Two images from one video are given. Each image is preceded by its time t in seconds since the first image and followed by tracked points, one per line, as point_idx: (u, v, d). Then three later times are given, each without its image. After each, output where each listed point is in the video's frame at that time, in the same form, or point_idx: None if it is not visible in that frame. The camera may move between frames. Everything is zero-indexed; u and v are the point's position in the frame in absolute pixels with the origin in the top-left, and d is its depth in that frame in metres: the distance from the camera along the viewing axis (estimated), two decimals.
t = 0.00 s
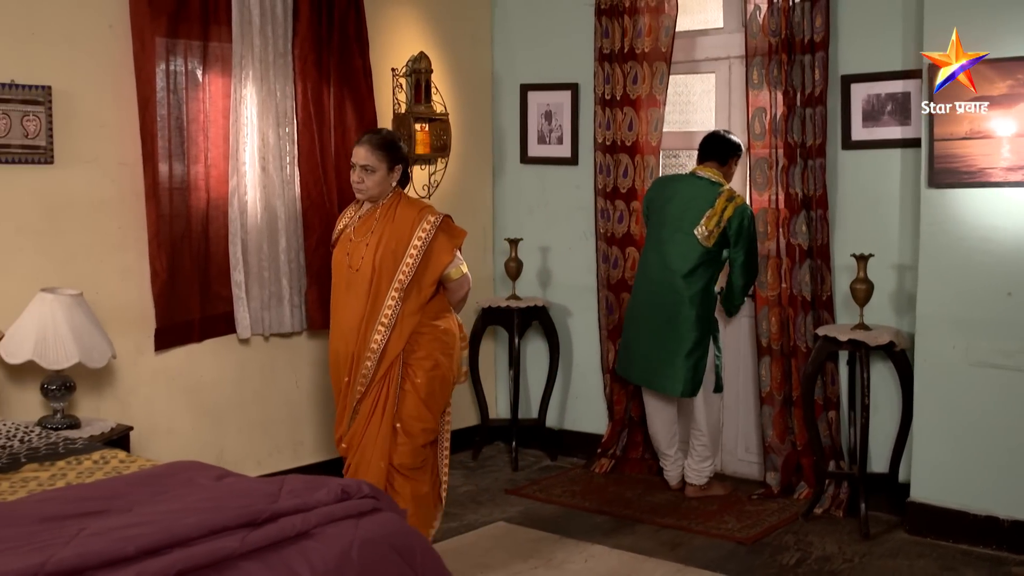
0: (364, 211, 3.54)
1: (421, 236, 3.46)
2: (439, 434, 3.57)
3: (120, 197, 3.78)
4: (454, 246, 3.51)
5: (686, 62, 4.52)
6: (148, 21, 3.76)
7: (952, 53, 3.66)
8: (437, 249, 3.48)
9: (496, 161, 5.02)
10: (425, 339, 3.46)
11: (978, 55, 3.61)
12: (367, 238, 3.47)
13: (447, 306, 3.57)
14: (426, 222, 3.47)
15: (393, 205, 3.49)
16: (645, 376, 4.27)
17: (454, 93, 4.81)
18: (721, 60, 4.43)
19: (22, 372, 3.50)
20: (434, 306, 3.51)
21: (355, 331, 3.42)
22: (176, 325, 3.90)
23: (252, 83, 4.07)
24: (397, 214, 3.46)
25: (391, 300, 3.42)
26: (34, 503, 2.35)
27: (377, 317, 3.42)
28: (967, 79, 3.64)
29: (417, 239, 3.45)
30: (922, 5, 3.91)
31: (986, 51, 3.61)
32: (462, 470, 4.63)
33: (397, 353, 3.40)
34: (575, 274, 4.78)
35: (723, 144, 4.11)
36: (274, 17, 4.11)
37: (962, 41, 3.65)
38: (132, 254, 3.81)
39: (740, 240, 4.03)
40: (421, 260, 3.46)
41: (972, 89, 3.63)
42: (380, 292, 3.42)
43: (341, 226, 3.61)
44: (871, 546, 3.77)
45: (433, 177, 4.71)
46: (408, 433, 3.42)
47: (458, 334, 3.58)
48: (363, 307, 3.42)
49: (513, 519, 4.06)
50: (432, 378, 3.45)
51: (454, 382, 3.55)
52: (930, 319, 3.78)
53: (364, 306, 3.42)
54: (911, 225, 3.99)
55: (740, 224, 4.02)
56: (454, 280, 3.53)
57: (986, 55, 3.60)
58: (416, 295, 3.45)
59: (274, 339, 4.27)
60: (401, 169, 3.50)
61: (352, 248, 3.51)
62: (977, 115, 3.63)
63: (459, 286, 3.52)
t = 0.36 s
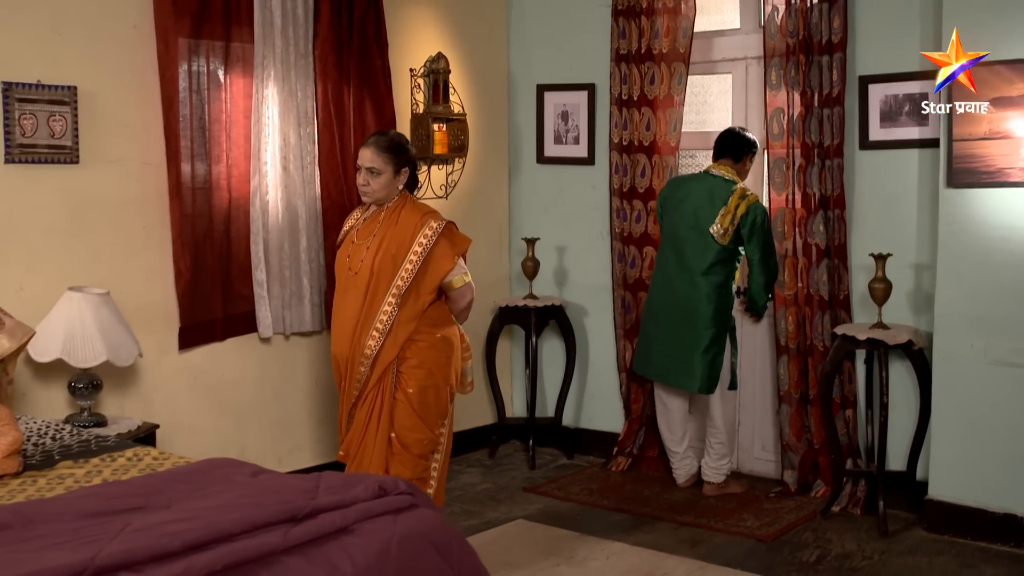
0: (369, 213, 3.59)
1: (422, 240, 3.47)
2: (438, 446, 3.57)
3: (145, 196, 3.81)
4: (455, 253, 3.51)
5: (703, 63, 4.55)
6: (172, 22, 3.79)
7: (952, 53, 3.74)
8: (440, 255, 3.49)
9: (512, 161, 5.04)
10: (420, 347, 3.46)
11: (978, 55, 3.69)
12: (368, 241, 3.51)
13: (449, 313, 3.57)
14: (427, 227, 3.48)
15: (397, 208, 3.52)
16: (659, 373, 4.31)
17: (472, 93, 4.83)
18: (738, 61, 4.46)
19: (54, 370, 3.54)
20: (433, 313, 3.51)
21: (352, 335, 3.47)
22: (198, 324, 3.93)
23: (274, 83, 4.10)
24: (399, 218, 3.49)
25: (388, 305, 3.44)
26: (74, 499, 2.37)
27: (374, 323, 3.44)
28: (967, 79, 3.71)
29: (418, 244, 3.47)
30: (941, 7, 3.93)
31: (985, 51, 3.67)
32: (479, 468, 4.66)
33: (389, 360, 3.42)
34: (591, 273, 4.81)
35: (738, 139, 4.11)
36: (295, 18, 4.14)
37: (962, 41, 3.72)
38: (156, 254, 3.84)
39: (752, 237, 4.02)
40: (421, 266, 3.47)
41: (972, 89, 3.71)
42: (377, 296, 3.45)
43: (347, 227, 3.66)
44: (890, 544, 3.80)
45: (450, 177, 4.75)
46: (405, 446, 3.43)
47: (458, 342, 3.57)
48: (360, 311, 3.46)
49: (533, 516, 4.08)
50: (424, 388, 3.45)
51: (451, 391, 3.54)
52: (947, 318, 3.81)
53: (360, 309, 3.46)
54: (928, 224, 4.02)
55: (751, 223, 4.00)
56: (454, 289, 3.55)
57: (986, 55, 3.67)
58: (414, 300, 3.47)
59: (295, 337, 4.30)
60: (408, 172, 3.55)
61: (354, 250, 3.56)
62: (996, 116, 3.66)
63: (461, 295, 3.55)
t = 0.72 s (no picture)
0: (377, 212, 3.64)
1: (428, 241, 3.50)
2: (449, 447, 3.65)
3: (169, 196, 3.83)
4: (462, 255, 3.54)
5: (720, 63, 4.57)
6: (196, 23, 3.81)
7: (953, 54, 3.85)
8: (446, 255, 3.53)
9: (528, 161, 5.07)
10: (426, 350, 3.52)
11: (978, 55, 3.76)
12: (374, 241, 3.56)
13: (456, 314, 3.61)
14: (435, 228, 3.51)
15: (405, 207, 3.56)
16: (671, 367, 4.35)
17: (489, 94, 4.86)
18: (754, 61, 4.49)
19: (73, 373, 3.54)
20: (441, 315, 3.55)
21: (357, 335, 3.51)
22: (221, 322, 3.97)
23: (295, 84, 4.12)
24: (406, 218, 3.53)
25: (393, 307, 3.48)
26: (113, 496, 2.39)
27: (379, 323, 3.49)
28: (967, 78, 3.78)
29: (425, 244, 3.50)
30: (959, 8, 3.96)
31: (985, 51, 3.74)
32: (496, 466, 4.69)
33: (394, 362, 3.48)
34: (607, 273, 4.84)
35: (749, 136, 4.14)
36: (316, 19, 4.16)
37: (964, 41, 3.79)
38: (179, 253, 3.87)
39: (756, 234, 4.03)
40: (427, 267, 3.51)
41: (971, 88, 3.77)
42: (382, 297, 3.49)
43: (354, 226, 3.71)
44: (909, 541, 3.83)
45: (467, 177, 4.78)
46: (414, 449, 3.51)
47: (465, 344, 3.62)
48: (365, 312, 3.51)
49: (552, 514, 4.11)
50: (430, 392, 3.51)
51: (458, 394, 3.60)
52: (965, 317, 3.84)
53: (365, 310, 3.51)
54: (946, 223, 4.05)
55: (755, 220, 4.02)
56: (463, 289, 3.58)
57: (985, 55, 3.74)
58: (420, 302, 3.51)
59: (315, 337, 4.34)
60: (417, 170, 3.56)
61: (359, 250, 3.60)
62: (1014, 116, 3.68)
63: (469, 296, 3.58)
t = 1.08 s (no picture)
0: (386, 215, 3.66)
1: (442, 244, 3.52)
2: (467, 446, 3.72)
3: (194, 195, 3.86)
4: (476, 257, 3.57)
5: (738, 63, 4.60)
6: (221, 24, 3.84)
7: (953, 54, 3.98)
8: (460, 258, 3.56)
9: (546, 160, 5.09)
10: (443, 353, 3.56)
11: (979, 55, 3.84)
12: (386, 245, 3.57)
13: (470, 316, 3.64)
14: (447, 230, 3.53)
15: (415, 209, 3.57)
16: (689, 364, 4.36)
17: (507, 94, 4.89)
18: (772, 62, 4.51)
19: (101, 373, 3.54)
20: (455, 318, 3.59)
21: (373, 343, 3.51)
22: (245, 321, 4.00)
23: (317, 84, 4.15)
24: (418, 222, 3.54)
25: (409, 313, 3.50)
26: (154, 492, 2.42)
27: (395, 330, 3.49)
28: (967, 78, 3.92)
29: (438, 248, 3.51)
30: (978, 9, 3.99)
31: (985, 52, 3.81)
32: (514, 464, 4.72)
33: (413, 368, 3.49)
34: (625, 272, 4.87)
35: (760, 130, 4.12)
36: (338, 20, 4.19)
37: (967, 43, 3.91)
38: (204, 252, 3.90)
39: (753, 221, 4.00)
40: (441, 271, 3.53)
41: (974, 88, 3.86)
42: (397, 304, 3.50)
43: (363, 228, 3.72)
44: (928, 538, 3.86)
45: (486, 177, 4.81)
46: (436, 451, 3.58)
47: (479, 344, 3.67)
48: (379, 318, 3.51)
49: (573, 511, 4.15)
50: (448, 395, 3.57)
51: (474, 394, 3.65)
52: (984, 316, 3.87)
53: (380, 317, 3.52)
54: (965, 223, 4.08)
55: (748, 208, 4.01)
56: (477, 291, 3.59)
57: (986, 54, 3.81)
58: (435, 306, 3.53)
59: (337, 336, 4.38)
60: (422, 173, 3.57)
61: (371, 255, 3.61)
62: None
63: (483, 297, 3.59)
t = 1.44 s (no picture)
0: (380, 216, 3.68)
1: (439, 244, 3.56)
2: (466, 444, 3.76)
3: (220, 194, 3.89)
4: (473, 257, 3.61)
5: (758, 63, 4.63)
6: (248, 25, 3.87)
7: (952, 54, 4.06)
8: (457, 258, 3.60)
9: (565, 160, 5.12)
10: (441, 353, 3.60)
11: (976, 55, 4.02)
12: (382, 247, 3.60)
13: (466, 317, 3.68)
14: (445, 231, 3.57)
15: (411, 210, 3.61)
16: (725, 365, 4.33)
17: (526, 95, 4.91)
18: (792, 62, 4.54)
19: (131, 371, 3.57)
20: (453, 318, 3.63)
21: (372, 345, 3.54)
22: (271, 320, 4.03)
23: (342, 85, 4.15)
24: (415, 222, 3.58)
25: (407, 314, 3.54)
26: (195, 488, 2.44)
27: (394, 331, 3.54)
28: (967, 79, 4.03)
29: (436, 248, 3.56)
30: (998, 10, 4.02)
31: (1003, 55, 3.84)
32: (534, 463, 4.75)
33: (412, 369, 3.53)
34: (644, 271, 4.90)
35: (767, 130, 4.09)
36: (363, 20, 4.21)
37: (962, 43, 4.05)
38: (231, 252, 3.92)
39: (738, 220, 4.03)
40: (438, 272, 3.57)
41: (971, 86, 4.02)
42: (395, 305, 3.53)
43: (356, 231, 3.74)
44: (950, 535, 3.88)
45: (506, 176, 4.84)
46: (441, 447, 3.64)
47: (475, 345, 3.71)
48: (378, 320, 3.55)
49: (595, 509, 4.17)
50: (447, 395, 3.61)
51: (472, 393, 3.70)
52: (1005, 315, 3.89)
53: (378, 318, 3.54)
54: (985, 221, 4.10)
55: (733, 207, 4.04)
56: (473, 292, 3.64)
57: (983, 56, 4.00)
58: (434, 306, 3.57)
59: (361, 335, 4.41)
60: (416, 173, 3.60)
61: (366, 256, 3.63)
62: None
63: (478, 298, 3.65)
